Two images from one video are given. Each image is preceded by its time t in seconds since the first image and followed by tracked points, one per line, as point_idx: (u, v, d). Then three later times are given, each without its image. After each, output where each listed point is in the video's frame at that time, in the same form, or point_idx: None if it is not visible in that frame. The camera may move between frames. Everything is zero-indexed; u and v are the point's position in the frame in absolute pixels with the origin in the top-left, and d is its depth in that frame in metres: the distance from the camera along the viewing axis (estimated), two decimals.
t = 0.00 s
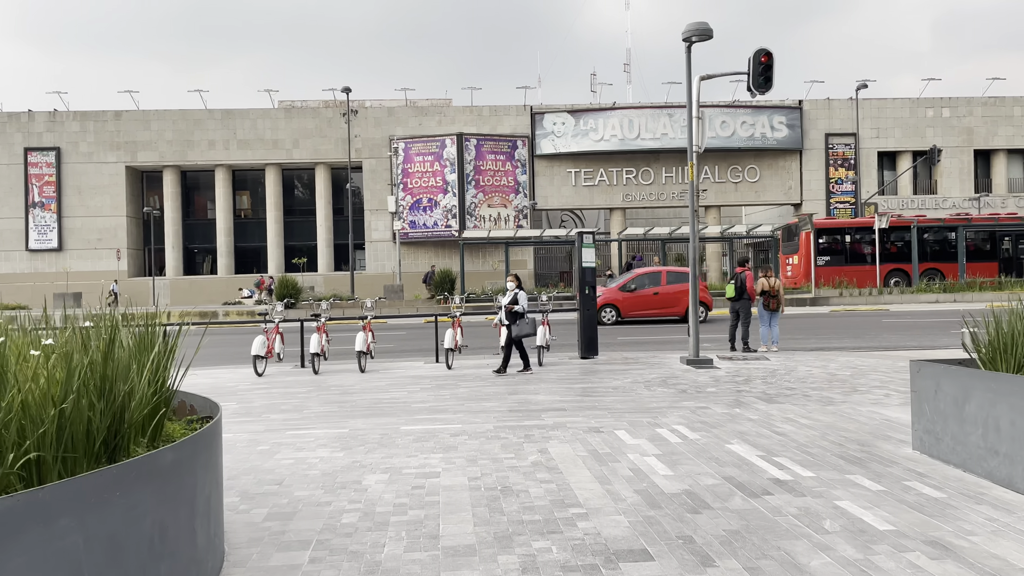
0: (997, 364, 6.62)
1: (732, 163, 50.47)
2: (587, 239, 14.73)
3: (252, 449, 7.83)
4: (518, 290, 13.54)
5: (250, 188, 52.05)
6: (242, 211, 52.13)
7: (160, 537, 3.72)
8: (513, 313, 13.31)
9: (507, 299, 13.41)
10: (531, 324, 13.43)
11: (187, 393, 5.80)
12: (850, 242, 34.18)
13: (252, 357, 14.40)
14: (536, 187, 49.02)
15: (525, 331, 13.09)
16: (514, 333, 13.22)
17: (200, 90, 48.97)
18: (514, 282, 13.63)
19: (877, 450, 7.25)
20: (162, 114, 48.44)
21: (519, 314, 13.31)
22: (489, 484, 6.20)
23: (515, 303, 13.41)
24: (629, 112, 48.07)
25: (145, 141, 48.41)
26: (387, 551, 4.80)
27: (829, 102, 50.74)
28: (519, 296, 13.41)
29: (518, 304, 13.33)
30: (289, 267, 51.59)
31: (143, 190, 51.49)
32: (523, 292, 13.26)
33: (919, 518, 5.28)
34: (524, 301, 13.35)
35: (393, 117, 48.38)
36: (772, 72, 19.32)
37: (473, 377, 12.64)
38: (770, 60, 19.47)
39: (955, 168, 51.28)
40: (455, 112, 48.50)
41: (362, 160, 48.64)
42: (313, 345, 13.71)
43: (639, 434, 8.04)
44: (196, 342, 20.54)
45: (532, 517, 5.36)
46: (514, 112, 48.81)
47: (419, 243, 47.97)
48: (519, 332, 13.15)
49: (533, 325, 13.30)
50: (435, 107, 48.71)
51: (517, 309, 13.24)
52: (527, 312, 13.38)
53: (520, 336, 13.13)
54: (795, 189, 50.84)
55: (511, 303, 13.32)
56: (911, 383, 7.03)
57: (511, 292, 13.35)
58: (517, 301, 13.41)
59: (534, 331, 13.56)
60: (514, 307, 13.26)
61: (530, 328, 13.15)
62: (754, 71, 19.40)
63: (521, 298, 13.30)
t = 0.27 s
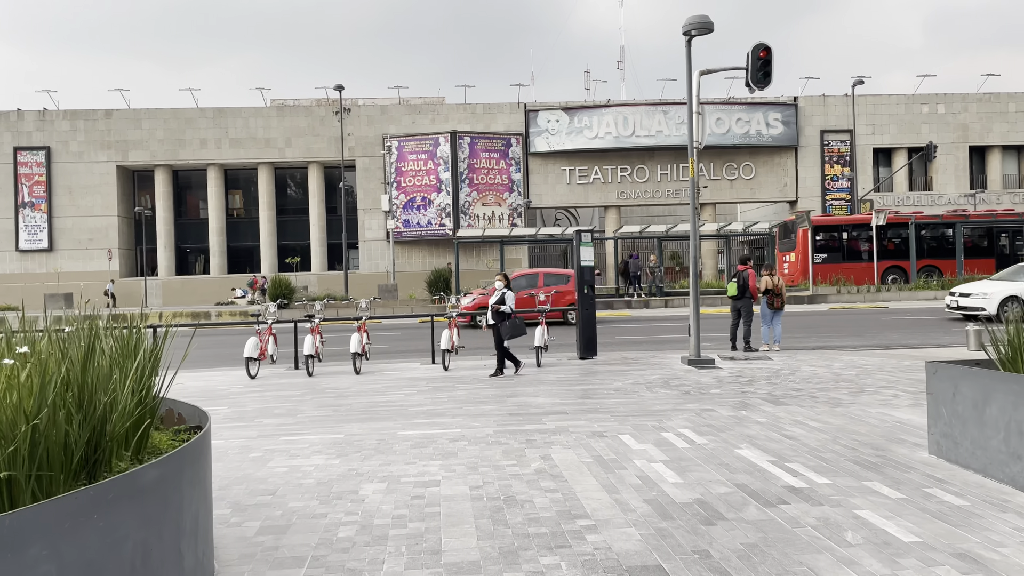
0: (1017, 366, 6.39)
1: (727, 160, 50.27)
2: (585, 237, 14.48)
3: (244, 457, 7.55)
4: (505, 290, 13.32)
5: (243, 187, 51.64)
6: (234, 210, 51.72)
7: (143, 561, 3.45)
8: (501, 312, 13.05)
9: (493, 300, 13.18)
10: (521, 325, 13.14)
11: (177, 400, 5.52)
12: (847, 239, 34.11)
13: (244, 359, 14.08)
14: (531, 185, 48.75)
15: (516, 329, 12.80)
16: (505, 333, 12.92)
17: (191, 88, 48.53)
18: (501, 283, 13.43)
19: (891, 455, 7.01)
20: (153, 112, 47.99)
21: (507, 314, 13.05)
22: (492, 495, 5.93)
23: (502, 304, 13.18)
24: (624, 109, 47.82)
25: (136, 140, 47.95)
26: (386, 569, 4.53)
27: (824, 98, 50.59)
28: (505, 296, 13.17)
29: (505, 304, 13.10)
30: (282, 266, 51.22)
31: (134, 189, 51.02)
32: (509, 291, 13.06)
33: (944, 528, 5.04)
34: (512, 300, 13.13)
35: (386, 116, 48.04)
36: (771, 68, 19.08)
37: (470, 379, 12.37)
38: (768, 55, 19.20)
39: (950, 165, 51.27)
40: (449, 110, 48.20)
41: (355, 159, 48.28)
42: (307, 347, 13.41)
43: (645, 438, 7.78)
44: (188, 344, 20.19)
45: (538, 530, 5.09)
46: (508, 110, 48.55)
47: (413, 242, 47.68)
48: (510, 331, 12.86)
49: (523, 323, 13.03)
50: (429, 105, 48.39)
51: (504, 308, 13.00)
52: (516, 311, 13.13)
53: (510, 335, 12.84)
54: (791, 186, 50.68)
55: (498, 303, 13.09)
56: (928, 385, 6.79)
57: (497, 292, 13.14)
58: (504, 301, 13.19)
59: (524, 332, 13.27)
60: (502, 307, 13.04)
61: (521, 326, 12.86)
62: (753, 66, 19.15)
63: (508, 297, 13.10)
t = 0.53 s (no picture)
0: None
1: (727, 154, 49.94)
2: (590, 230, 14.21)
3: (244, 457, 7.27)
4: (500, 284, 12.96)
5: (239, 182, 51.24)
6: (231, 205, 51.35)
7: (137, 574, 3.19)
8: (497, 308, 12.77)
9: (488, 294, 12.86)
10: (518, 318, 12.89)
11: (174, 398, 5.26)
12: (848, 232, 33.78)
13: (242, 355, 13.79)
14: (529, 179, 48.41)
15: (512, 325, 12.53)
16: (501, 330, 12.64)
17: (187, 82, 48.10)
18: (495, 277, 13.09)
19: (916, 452, 6.75)
20: (148, 107, 47.57)
21: (503, 309, 12.77)
22: (505, 496, 5.68)
23: (498, 298, 12.88)
24: (623, 102, 47.50)
25: (131, 135, 47.53)
26: None
27: (824, 91, 50.27)
28: (501, 291, 12.79)
29: (500, 299, 12.79)
30: (280, 262, 50.89)
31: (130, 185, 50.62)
32: (504, 286, 12.70)
33: (983, 531, 4.78)
34: (508, 294, 12.81)
35: (383, 110, 47.67)
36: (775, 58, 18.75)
37: (474, 374, 12.10)
38: (772, 45, 18.86)
39: (950, 157, 51.00)
40: (447, 103, 47.84)
41: (353, 154, 47.92)
42: (306, 343, 13.14)
43: (658, 436, 7.52)
44: (185, 340, 19.87)
45: (555, 535, 4.83)
46: (507, 104, 48.21)
47: (411, 237, 47.38)
48: (506, 327, 12.59)
49: (519, 318, 12.77)
50: (427, 99, 48.02)
51: (500, 303, 12.71)
52: (511, 305, 12.82)
53: (507, 332, 12.58)
54: (791, 180, 50.36)
55: (494, 298, 12.79)
56: (954, 379, 6.54)
57: (492, 286, 12.79)
58: (499, 295, 12.85)
59: (521, 325, 13.02)
60: (497, 302, 12.75)
61: (518, 322, 12.59)
62: (757, 56, 18.79)
63: (503, 291, 12.77)
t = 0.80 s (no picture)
0: None
1: (732, 147, 49.55)
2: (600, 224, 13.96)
3: (250, 458, 7.06)
4: (497, 279, 12.68)
5: (243, 176, 51.05)
6: (234, 200, 51.15)
7: None
8: (495, 304, 12.51)
9: (486, 290, 12.57)
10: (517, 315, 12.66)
11: (174, 400, 5.07)
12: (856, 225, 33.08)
13: (246, 351, 13.59)
14: (534, 173, 48.12)
15: (512, 323, 12.29)
16: (500, 326, 12.40)
17: (189, 76, 47.85)
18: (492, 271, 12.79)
19: (946, 453, 6.51)
20: (151, 101, 47.36)
21: (502, 305, 12.51)
22: (519, 501, 5.47)
23: (497, 294, 12.63)
24: (628, 95, 47.16)
25: (134, 129, 47.33)
26: None
27: (831, 83, 49.84)
28: (499, 288, 12.48)
29: (499, 295, 12.50)
30: (284, 256, 50.70)
31: (133, 179, 50.44)
32: (503, 282, 12.41)
33: None
34: (506, 290, 12.56)
35: (387, 103, 47.40)
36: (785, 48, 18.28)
37: (482, 371, 11.89)
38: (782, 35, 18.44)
39: (958, 149, 50.58)
40: (450, 97, 47.55)
41: (356, 147, 47.65)
42: (312, 339, 12.93)
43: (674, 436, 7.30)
44: (188, 337, 19.68)
45: (575, 542, 4.62)
46: (511, 97, 47.91)
47: (415, 231, 47.16)
48: (506, 324, 12.35)
49: (518, 315, 12.55)
50: (430, 92, 47.74)
51: (499, 299, 12.45)
52: (511, 301, 12.59)
53: (506, 329, 12.34)
54: (797, 172, 49.95)
55: (492, 294, 12.53)
56: (986, 377, 6.32)
57: (490, 283, 12.48)
58: (498, 292, 12.54)
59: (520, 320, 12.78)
60: (496, 298, 12.48)
61: (517, 318, 12.36)
62: (766, 46, 18.30)
63: (503, 287, 12.51)
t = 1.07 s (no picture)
0: None
1: (742, 138, 49.03)
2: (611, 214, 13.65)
3: (254, 457, 6.82)
4: (497, 272, 12.51)
5: (249, 170, 50.93)
6: (241, 194, 50.99)
7: None
8: (491, 296, 12.26)
9: (484, 282, 12.36)
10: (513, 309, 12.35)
11: (172, 398, 4.83)
12: (868, 215, 33.01)
13: (252, 346, 13.37)
14: (541, 165, 47.76)
15: (505, 314, 12.00)
16: (493, 317, 12.09)
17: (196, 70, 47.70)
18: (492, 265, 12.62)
19: (980, 449, 6.22)
20: (158, 95, 47.20)
21: (498, 297, 12.25)
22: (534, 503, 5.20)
23: (494, 286, 12.39)
24: (637, 86, 46.72)
25: (140, 124, 47.20)
26: None
27: (842, 72, 49.28)
28: (496, 279, 12.28)
29: (496, 287, 12.27)
30: (291, 251, 50.54)
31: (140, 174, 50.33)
32: (500, 273, 12.21)
33: None
34: (503, 283, 12.35)
35: (394, 96, 47.14)
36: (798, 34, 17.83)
37: (492, 365, 11.62)
38: (795, 22, 17.87)
39: (971, 138, 49.97)
40: (457, 89, 47.22)
41: (363, 141, 47.41)
42: (318, 333, 12.69)
43: (694, 432, 7.01)
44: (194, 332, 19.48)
45: (595, 548, 4.34)
46: (518, 89, 47.54)
47: (423, 224, 46.93)
48: (499, 315, 12.05)
49: (514, 308, 12.25)
50: (437, 84, 47.47)
51: (495, 291, 12.22)
52: (507, 295, 12.33)
53: (499, 320, 12.03)
54: (807, 163, 49.40)
55: (489, 286, 12.31)
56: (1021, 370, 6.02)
57: (487, 274, 12.30)
58: (495, 283, 12.33)
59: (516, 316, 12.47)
60: (492, 289, 12.25)
61: (512, 310, 12.08)
62: (780, 33, 17.85)
63: (500, 279, 12.32)
